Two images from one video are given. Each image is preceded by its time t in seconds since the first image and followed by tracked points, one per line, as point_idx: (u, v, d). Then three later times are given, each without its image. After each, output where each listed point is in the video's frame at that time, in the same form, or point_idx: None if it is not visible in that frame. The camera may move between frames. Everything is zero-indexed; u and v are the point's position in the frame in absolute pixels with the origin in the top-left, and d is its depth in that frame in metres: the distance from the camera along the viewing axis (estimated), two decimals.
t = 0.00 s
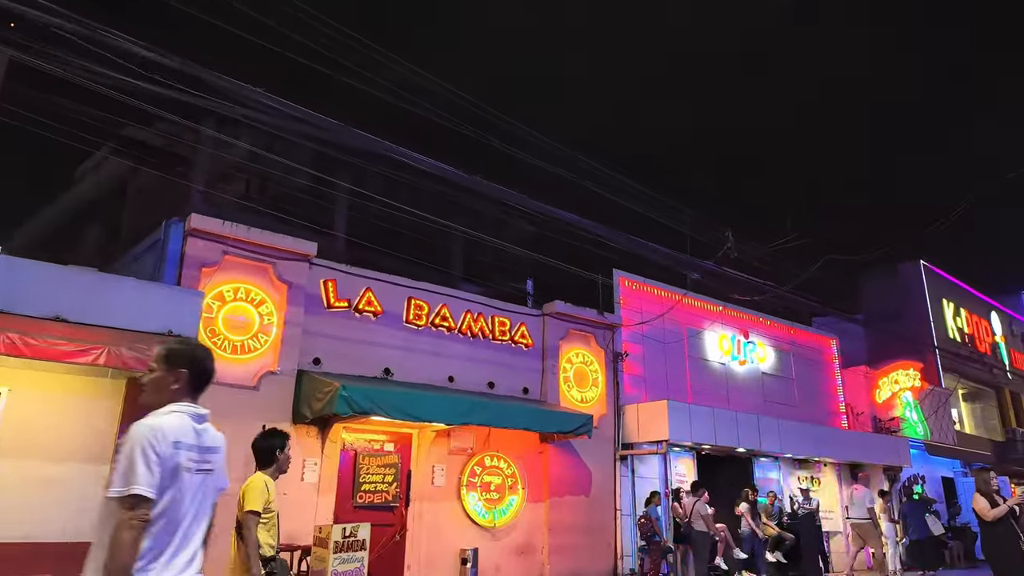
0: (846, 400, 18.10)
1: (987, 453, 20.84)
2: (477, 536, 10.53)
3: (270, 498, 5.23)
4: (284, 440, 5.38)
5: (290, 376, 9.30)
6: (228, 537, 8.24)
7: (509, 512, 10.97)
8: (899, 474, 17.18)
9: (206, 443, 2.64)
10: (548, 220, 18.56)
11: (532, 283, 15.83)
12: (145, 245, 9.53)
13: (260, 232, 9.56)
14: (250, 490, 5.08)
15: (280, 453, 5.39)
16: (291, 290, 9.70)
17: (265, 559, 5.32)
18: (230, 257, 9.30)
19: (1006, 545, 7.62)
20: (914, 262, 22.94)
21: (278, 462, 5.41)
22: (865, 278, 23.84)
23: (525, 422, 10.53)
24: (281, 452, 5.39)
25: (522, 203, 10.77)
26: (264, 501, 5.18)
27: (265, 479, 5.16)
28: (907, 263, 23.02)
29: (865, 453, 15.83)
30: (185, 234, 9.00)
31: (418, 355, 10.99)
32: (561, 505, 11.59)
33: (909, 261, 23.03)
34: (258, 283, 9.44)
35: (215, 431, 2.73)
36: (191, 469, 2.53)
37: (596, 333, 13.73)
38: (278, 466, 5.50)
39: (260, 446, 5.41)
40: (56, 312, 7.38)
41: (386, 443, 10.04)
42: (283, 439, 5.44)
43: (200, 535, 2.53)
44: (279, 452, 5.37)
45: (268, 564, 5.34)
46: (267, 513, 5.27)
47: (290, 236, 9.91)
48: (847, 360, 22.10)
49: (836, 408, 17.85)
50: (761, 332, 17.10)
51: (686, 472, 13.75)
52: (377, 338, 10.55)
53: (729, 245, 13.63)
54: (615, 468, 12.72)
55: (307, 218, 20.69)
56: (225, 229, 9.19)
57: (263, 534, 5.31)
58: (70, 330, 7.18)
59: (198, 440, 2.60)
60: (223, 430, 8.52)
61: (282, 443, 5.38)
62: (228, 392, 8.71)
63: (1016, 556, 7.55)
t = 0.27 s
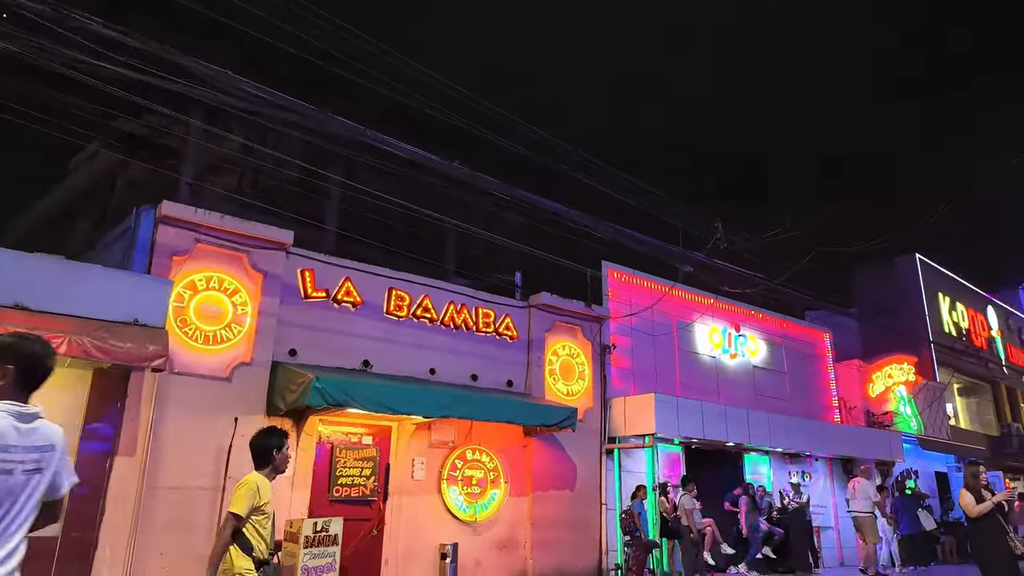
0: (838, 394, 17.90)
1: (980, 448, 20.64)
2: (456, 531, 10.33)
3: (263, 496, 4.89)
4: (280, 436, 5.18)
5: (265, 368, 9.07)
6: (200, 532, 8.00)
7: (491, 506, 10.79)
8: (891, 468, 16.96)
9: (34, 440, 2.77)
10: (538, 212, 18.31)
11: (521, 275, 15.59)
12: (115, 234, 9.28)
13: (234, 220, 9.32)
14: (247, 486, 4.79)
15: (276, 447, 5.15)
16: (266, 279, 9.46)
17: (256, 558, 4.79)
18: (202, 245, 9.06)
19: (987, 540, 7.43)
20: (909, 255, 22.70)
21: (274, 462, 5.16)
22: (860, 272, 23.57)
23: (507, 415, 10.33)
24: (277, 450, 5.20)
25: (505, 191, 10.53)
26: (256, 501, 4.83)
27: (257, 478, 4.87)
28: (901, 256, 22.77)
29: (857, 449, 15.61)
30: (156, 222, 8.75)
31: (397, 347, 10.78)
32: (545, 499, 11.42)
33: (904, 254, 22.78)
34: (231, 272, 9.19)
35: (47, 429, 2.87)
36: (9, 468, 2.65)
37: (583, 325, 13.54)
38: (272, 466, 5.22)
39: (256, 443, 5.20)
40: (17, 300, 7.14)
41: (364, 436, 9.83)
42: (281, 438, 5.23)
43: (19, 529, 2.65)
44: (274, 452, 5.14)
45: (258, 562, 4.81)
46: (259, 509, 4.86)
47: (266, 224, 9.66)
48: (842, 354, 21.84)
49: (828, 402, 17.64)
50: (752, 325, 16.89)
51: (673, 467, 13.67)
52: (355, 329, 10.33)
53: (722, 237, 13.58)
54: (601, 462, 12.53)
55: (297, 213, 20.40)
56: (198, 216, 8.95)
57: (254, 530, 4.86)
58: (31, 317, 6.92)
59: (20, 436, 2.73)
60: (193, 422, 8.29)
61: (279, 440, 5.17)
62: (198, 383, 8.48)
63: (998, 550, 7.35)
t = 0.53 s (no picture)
0: (835, 369, 17.82)
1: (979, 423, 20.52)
2: (446, 506, 10.27)
3: (277, 462, 4.42)
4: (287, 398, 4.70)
5: (248, 342, 8.95)
6: (180, 506, 7.97)
7: (480, 481, 10.72)
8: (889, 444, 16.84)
9: None
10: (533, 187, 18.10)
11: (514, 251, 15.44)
12: (95, 207, 9.15)
13: (216, 193, 9.17)
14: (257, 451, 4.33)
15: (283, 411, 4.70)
16: (250, 252, 9.33)
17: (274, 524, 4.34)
18: (183, 217, 8.91)
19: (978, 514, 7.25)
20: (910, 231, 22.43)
21: (282, 428, 4.68)
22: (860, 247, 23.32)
23: (495, 389, 10.25)
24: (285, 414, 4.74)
25: (493, 162, 10.34)
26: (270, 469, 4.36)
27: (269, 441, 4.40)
28: (902, 231, 22.50)
29: (853, 423, 15.52)
30: (135, 194, 8.60)
31: (385, 322, 10.65)
32: (535, 474, 11.37)
33: (905, 230, 22.51)
34: (213, 245, 9.04)
35: None
36: None
37: (576, 300, 13.41)
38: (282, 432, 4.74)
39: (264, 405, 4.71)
40: None
41: (352, 411, 9.71)
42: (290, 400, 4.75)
43: None
44: (280, 416, 4.69)
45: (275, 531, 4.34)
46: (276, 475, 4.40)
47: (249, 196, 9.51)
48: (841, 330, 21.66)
49: (825, 378, 17.53)
50: (749, 300, 16.73)
51: (666, 442, 13.59)
52: (342, 304, 10.18)
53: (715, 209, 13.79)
54: (593, 437, 12.46)
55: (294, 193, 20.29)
56: (178, 188, 8.80)
57: (269, 496, 4.38)
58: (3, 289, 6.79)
59: None
60: (173, 396, 8.21)
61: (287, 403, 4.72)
62: (179, 357, 8.38)
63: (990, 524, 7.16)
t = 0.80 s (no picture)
0: (832, 316, 17.65)
1: (975, 371, 20.43)
2: (435, 451, 10.27)
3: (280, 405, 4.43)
4: (283, 344, 4.61)
5: (227, 287, 8.86)
6: (163, 450, 7.95)
7: (468, 427, 10.68)
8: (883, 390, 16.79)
9: None
10: (527, 132, 17.73)
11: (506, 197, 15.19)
12: (66, 147, 8.98)
13: (188, 133, 8.98)
14: (259, 396, 4.31)
15: (276, 355, 4.58)
16: (225, 195, 9.18)
17: (269, 470, 4.36)
18: (154, 157, 8.73)
19: (971, 459, 7.01)
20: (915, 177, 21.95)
21: (277, 372, 4.58)
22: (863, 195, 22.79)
23: (482, 336, 10.13)
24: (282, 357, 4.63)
25: (477, 102, 10.01)
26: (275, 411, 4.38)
27: (268, 384, 4.38)
28: (907, 177, 22.02)
29: (849, 370, 15.44)
30: (104, 133, 8.41)
31: (369, 268, 10.51)
32: (525, 419, 11.34)
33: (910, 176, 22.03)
34: (187, 188, 8.90)
35: None
36: None
37: (567, 247, 13.20)
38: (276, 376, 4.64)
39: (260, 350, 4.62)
40: None
41: (338, 357, 9.60)
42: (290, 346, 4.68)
43: None
44: (273, 360, 4.57)
45: (271, 476, 4.37)
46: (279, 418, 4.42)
47: (223, 137, 9.32)
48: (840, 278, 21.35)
49: (821, 325, 17.40)
50: (746, 247, 16.49)
51: (658, 389, 13.59)
52: (324, 249, 10.08)
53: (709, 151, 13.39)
54: (584, 383, 12.43)
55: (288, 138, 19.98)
56: (148, 128, 8.62)
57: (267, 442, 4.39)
58: None
59: None
60: (151, 341, 8.15)
61: (284, 347, 4.61)
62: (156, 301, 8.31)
63: (983, 469, 6.93)
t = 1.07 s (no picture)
0: (823, 279, 17.35)
1: (966, 335, 20.30)
2: (414, 413, 10.13)
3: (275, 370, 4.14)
4: (274, 309, 4.32)
5: (194, 246, 8.63)
6: (130, 411, 7.80)
7: (448, 389, 10.53)
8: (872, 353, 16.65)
9: None
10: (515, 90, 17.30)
11: (492, 156, 14.77)
12: (25, 100, 8.65)
13: (152, 85, 8.63)
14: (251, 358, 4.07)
15: (267, 319, 4.30)
16: (192, 150, 8.88)
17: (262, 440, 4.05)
18: (116, 111, 8.40)
19: (958, 423, 6.77)
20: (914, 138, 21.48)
21: (268, 338, 4.32)
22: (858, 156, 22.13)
23: (461, 297, 9.88)
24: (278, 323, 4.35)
25: (454, 53, 9.61)
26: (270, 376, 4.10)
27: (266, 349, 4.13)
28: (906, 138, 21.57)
29: (837, 333, 15.31)
30: (62, 85, 8.07)
31: (345, 228, 10.25)
32: (506, 381, 11.20)
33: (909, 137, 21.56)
34: (152, 143, 8.59)
35: None
36: None
37: (553, 208, 12.84)
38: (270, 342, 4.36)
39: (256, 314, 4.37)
40: None
41: (312, 318, 9.40)
42: (286, 311, 4.38)
43: None
44: (263, 324, 4.30)
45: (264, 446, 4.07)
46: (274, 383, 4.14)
47: (190, 90, 8.97)
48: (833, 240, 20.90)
49: (811, 287, 17.16)
50: (737, 209, 16.17)
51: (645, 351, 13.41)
52: (297, 208, 9.83)
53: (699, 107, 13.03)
54: (567, 345, 12.27)
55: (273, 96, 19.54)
56: (108, 79, 8.26)
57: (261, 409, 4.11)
58: None
59: None
60: (116, 301, 7.96)
61: (274, 312, 4.31)
62: (120, 260, 8.09)
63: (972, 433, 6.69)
